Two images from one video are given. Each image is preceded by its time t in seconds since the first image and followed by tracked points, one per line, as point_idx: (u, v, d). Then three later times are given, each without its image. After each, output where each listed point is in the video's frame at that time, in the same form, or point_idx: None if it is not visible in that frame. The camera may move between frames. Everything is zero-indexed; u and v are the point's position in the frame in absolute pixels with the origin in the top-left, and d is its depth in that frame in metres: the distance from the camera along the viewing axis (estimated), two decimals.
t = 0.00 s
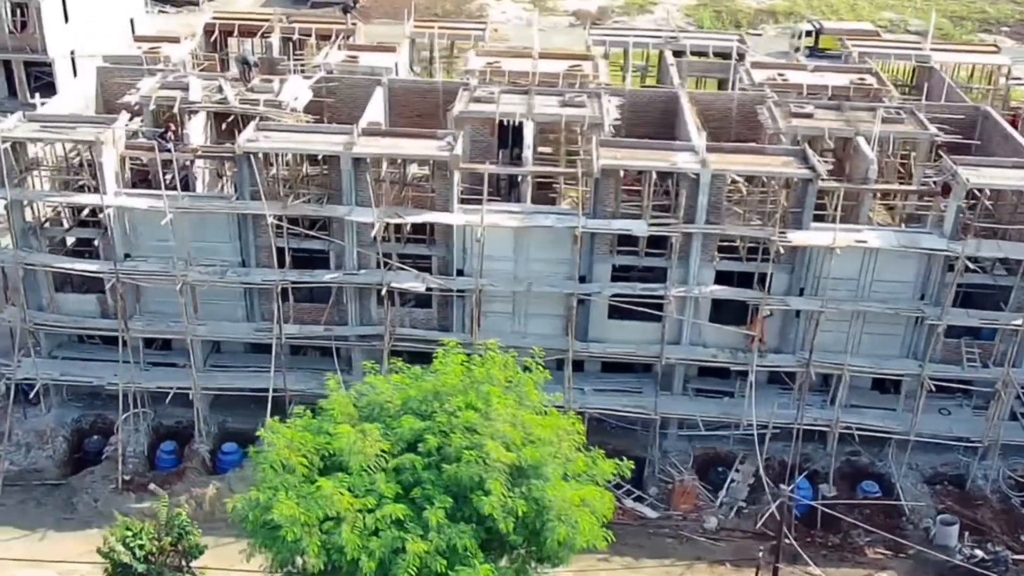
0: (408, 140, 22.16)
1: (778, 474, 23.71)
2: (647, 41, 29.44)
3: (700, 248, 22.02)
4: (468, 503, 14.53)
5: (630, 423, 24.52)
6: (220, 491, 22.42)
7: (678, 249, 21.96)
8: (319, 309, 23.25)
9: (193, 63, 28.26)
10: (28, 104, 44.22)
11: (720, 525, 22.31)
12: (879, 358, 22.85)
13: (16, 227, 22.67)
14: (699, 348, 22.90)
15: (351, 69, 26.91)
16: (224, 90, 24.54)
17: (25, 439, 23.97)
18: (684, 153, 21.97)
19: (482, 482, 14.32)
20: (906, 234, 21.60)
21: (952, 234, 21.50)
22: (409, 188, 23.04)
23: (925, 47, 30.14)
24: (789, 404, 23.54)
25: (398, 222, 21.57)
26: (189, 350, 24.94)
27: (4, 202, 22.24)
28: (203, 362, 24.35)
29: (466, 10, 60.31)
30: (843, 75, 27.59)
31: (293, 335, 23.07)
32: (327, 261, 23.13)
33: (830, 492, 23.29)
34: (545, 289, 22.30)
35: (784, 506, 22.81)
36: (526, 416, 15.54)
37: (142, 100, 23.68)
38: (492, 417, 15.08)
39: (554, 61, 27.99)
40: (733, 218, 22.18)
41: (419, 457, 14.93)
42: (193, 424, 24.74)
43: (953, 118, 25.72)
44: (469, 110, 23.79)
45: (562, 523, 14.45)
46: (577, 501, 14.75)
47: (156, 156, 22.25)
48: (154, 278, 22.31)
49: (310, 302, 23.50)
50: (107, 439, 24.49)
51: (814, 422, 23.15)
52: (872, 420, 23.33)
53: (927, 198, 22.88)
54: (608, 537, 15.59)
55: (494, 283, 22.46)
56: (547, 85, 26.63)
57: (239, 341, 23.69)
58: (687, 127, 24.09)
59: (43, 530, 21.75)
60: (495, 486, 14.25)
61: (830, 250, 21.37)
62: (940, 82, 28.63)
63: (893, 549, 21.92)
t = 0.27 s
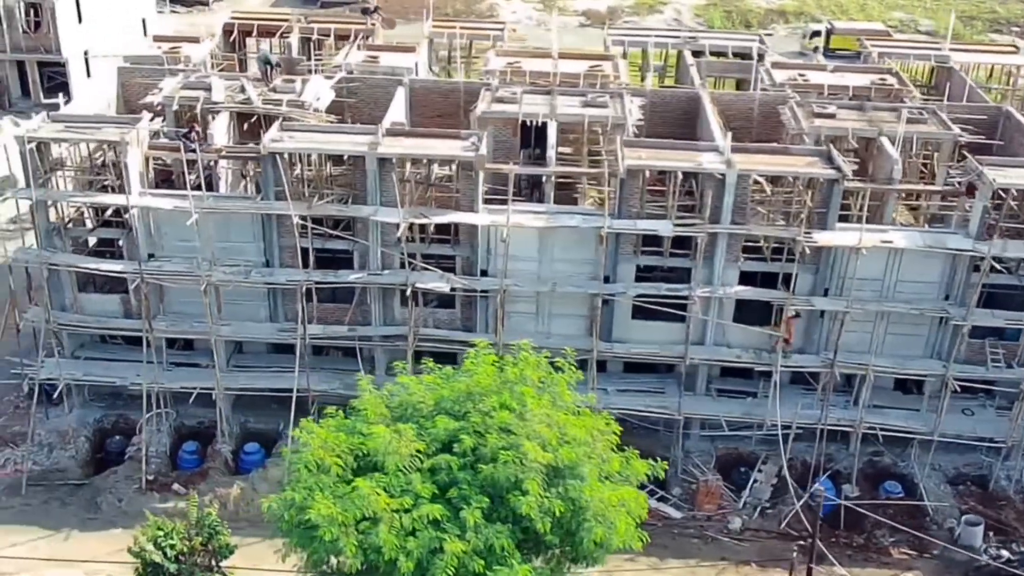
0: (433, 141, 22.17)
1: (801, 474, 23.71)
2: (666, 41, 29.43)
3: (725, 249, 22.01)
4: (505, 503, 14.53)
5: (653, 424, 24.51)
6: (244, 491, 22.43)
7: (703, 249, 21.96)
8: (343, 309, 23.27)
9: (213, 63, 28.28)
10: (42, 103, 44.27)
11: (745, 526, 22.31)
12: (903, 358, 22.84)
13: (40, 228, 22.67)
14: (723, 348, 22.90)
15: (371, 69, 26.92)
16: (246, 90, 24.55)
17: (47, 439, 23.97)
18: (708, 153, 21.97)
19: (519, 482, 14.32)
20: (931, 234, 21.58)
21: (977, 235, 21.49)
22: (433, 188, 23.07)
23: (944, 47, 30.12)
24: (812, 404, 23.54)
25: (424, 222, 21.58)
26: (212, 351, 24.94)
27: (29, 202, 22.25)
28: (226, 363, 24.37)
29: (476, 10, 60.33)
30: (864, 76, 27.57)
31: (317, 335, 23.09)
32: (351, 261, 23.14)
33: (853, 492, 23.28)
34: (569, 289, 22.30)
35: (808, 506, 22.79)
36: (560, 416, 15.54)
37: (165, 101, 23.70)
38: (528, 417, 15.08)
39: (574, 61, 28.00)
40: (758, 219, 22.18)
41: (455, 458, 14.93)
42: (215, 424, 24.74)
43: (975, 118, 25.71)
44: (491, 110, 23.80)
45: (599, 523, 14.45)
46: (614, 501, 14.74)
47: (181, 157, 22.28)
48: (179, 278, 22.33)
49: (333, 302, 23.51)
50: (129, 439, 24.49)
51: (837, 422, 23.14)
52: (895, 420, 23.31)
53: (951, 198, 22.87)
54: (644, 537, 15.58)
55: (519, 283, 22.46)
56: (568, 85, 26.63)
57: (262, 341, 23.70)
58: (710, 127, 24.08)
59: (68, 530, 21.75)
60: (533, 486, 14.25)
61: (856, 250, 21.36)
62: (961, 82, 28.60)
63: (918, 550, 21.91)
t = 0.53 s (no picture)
0: (457, 141, 22.19)
1: (823, 474, 23.69)
2: (685, 41, 29.45)
3: (749, 249, 22.00)
4: (542, 503, 14.54)
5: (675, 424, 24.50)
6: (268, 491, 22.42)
7: (728, 249, 21.95)
8: (366, 309, 23.28)
9: (233, 63, 28.30)
10: (56, 104, 44.32)
11: (769, 526, 22.29)
12: (927, 359, 22.83)
13: (64, 227, 22.66)
14: (747, 348, 22.89)
15: (391, 70, 26.94)
16: (269, 90, 24.57)
17: (70, 439, 23.98)
18: (733, 154, 21.97)
19: (556, 483, 14.32)
20: (956, 235, 21.57)
21: (1002, 236, 21.48)
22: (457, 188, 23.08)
23: (963, 48, 30.12)
24: (836, 404, 23.50)
25: (449, 222, 21.58)
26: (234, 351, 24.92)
27: (53, 202, 22.26)
28: (248, 362, 24.38)
29: (486, 11, 60.40)
30: (884, 76, 27.56)
31: (341, 335, 23.09)
32: (374, 262, 23.14)
33: (877, 493, 23.27)
34: (594, 289, 22.29)
35: (831, 506, 22.79)
36: (594, 416, 15.54)
37: (188, 101, 23.71)
38: (563, 417, 15.09)
39: (594, 61, 28.03)
40: (782, 219, 22.17)
41: (490, 458, 14.93)
42: (236, 424, 24.72)
43: (996, 118, 25.71)
44: (514, 110, 23.81)
45: (636, 524, 14.50)
46: (650, 501, 14.74)
47: (206, 157, 22.30)
48: (204, 278, 22.35)
49: (357, 302, 23.52)
50: (152, 439, 24.51)
51: (861, 423, 23.11)
52: (919, 420, 23.29)
53: (975, 198, 22.86)
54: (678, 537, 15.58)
55: (543, 284, 22.45)
56: (589, 86, 26.64)
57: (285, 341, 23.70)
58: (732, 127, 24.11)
59: (93, 530, 21.74)
60: (570, 487, 14.26)
61: (881, 250, 21.34)
62: (980, 82, 28.60)
63: (943, 550, 21.89)
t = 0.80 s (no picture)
0: (482, 141, 22.18)
1: (846, 475, 23.69)
2: (704, 41, 29.42)
3: (775, 250, 21.99)
4: (580, 504, 14.53)
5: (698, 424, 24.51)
6: (293, 492, 22.43)
7: (753, 250, 21.94)
8: (391, 309, 23.31)
9: (252, 63, 28.30)
10: (70, 103, 44.30)
11: (794, 527, 22.31)
12: (951, 359, 22.82)
13: (88, 228, 22.73)
14: (771, 349, 22.88)
15: (412, 69, 26.93)
16: (291, 89, 24.57)
17: (94, 439, 24.01)
18: (758, 153, 21.96)
19: (594, 484, 14.32)
20: (982, 235, 21.55)
21: None
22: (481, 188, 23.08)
23: (982, 47, 30.09)
24: (860, 405, 23.50)
25: (475, 222, 21.57)
26: (257, 351, 24.92)
27: (78, 202, 22.28)
28: (271, 362, 24.39)
29: (496, 10, 60.39)
30: (905, 76, 27.53)
31: (365, 335, 23.09)
32: (398, 261, 23.14)
33: (900, 493, 23.28)
34: (619, 289, 22.28)
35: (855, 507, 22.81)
36: (630, 417, 15.54)
37: (212, 101, 23.71)
38: (599, 418, 15.08)
39: (614, 61, 28.05)
40: (808, 219, 22.16)
41: (526, 459, 14.92)
42: (259, 424, 24.74)
43: (1019, 118, 25.68)
44: (538, 110, 23.81)
45: (675, 524, 14.51)
46: (689, 502, 14.72)
47: (230, 156, 22.30)
48: (229, 278, 22.36)
49: (380, 302, 23.53)
50: (175, 439, 24.53)
51: (885, 423, 23.10)
52: (943, 421, 23.29)
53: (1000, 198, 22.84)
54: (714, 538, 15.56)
55: (568, 284, 22.44)
56: (610, 85, 26.63)
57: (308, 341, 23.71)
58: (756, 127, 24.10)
59: (119, 530, 21.81)
60: (609, 488, 14.26)
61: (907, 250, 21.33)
62: (1000, 82, 28.56)
63: (968, 551, 21.92)
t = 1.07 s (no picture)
0: (506, 142, 22.21)
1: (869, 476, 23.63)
2: (723, 42, 29.44)
3: (799, 250, 21.97)
4: (616, 505, 14.53)
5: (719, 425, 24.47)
6: (317, 492, 22.41)
7: (778, 250, 21.93)
8: (414, 309, 23.34)
9: (272, 63, 28.31)
10: (83, 103, 44.24)
11: (818, 527, 22.28)
12: (975, 360, 22.79)
13: (112, 228, 22.74)
14: (795, 349, 22.86)
15: (432, 69, 26.94)
16: (314, 90, 24.59)
17: (116, 439, 23.99)
18: (783, 154, 21.96)
19: (631, 485, 14.31)
20: (1007, 235, 21.53)
21: None
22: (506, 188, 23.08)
23: (1001, 48, 30.07)
24: (883, 406, 23.46)
25: (499, 222, 21.56)
26: (279, 351, 24.92)
27: (103, 202, 22.29)
28: (294, 363, 24.40)
29: (506, 10, 60.41)
30: (925, 76, 27.52)
31: (389, 336, 23.09)
32: (422, 262, 23.14)
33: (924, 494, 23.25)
34: (643, 290, 22.26)
35: (879, 508, 22.77)
36: (664, 418, 15.52)
37: (235, 101, 23.73)
38: (634, 419, 15.09)
39: (635, 62, 28.08)
40: (832, 221, 22.15)
41: (561, 459, 14.91)
42: (280, 424, 24.70)
43: None
44: (561, 110, 23.81)
45: (711, 525, 14.51)
46: (725, 503, 14.70)
47: (255, 157, 22.29)
48: (253, 279, 22.38)
49: (403, 302, 23.55)
50: (196, 440, 24.53)
51: (909, 424, 23.04)
52: (966, 422, 23.25)
53: None
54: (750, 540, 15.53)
55: (592, 284, 22.41)
56: (631, 86, 26.64)
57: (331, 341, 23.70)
58: (779, 127, 24.10)
59: (144, 531, 21.80)
60: (645, 489, 14.25)
61: (933, 251, 21.31)
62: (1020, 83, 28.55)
63: (993, 552, 21.91)
